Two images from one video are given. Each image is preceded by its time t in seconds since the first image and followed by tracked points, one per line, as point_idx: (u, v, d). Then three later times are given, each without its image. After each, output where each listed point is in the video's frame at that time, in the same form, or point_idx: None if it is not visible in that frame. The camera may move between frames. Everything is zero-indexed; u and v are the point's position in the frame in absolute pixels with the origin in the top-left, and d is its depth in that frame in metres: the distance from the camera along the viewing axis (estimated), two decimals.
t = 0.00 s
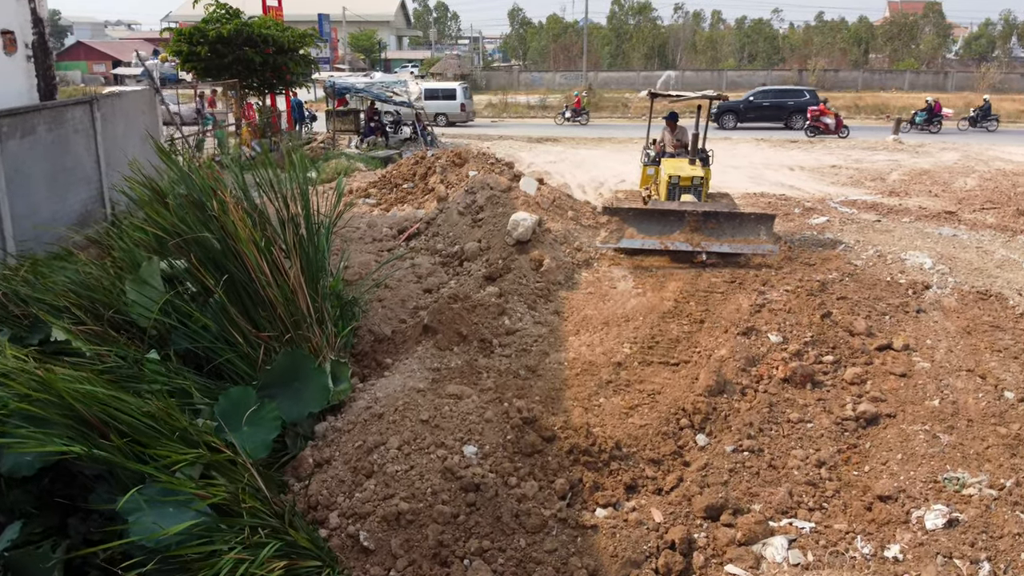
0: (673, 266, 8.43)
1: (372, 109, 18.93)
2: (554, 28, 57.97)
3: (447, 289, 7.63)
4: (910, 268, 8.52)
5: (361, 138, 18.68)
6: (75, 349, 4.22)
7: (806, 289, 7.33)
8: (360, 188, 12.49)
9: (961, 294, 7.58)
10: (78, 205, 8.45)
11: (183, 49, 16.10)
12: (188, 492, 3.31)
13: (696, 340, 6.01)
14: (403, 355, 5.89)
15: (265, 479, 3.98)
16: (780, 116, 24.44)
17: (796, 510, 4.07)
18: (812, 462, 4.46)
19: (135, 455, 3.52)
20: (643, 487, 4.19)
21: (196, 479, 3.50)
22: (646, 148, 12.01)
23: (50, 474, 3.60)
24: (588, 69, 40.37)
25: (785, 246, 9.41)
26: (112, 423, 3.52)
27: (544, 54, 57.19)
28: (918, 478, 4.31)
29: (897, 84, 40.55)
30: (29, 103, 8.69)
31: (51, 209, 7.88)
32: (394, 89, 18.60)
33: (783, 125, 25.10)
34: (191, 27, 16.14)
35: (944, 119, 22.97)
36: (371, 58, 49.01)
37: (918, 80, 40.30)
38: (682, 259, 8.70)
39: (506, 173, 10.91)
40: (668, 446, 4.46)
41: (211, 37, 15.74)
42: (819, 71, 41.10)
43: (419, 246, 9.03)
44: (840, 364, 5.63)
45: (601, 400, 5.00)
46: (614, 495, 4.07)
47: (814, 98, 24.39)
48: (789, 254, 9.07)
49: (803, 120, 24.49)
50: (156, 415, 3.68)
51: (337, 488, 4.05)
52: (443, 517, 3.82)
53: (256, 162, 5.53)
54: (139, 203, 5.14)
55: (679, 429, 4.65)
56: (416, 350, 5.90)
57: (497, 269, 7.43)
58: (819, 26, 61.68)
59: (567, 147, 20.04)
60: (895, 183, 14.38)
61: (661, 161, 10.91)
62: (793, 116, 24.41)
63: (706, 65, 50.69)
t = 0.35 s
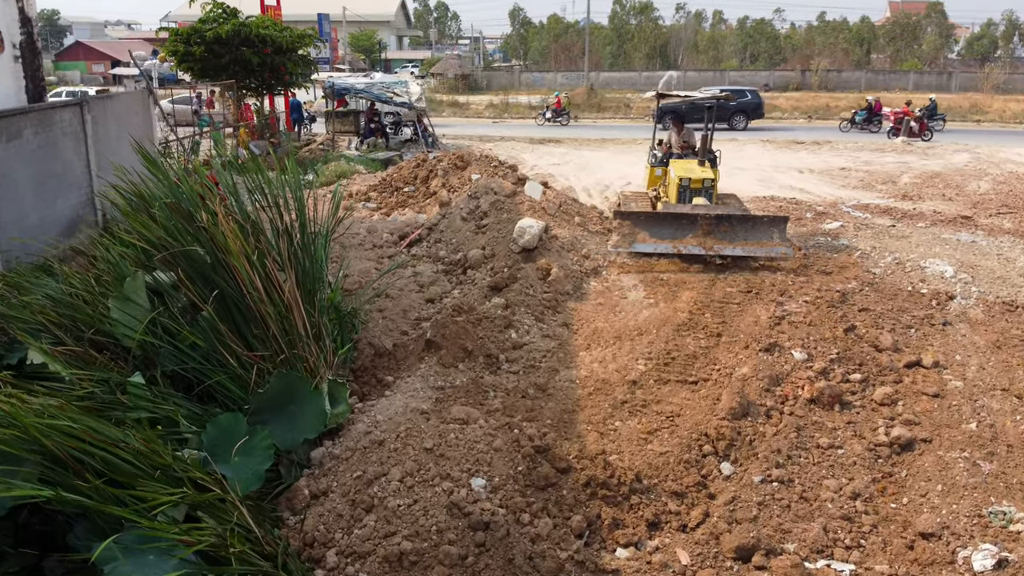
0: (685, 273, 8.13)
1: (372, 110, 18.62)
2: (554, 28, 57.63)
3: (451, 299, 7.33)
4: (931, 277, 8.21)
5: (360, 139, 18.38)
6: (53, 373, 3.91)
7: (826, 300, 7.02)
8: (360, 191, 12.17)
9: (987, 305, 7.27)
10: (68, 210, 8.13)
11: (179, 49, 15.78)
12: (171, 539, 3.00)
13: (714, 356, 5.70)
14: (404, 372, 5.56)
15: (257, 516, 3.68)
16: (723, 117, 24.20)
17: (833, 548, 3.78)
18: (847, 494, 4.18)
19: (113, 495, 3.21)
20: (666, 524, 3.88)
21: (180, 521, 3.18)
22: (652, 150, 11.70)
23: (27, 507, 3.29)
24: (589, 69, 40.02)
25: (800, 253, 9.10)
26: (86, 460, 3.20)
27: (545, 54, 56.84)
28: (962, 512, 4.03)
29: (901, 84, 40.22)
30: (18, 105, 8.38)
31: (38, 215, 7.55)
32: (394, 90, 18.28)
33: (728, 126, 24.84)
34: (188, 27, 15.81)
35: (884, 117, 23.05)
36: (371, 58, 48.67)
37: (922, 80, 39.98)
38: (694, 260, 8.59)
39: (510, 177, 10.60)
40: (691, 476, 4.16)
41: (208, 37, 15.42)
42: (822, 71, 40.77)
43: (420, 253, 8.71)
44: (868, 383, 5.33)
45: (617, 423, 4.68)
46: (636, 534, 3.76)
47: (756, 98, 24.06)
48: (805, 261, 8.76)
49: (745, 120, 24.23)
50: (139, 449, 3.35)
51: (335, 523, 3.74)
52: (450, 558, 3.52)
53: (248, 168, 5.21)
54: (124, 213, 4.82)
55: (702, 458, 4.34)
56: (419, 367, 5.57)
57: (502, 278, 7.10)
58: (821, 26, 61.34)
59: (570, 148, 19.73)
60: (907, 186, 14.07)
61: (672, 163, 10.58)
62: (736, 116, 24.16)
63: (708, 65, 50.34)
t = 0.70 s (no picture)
0: (704, 280, 7.85)
1: (375, 111, 18.34)
2: (556, 28, 57.29)
3: (462, 309, 7.04)
4: (959, 285, 7.94)
5: (364, 141, 18.09)
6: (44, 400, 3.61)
7: (855, 311, 6.75)
8: (365, 194, 11.88)
9: (1021, 316, 7.00)
10: (64, 217, 7.84)
11: (179, 49, 15.50)
12: None
13: (743, 372, 5.41)
14: (417, 390, 5.24)
15: (264, 554, 3.42)
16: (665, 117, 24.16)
17: None
18: (897, 528, 3.94)
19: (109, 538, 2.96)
20: (707, 564, 3.61)
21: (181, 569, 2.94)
22: (665, 150, 11.42)
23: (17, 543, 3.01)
24: (591, 69, 39.65)
25: (821, 260, 8.83)
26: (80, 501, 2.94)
27: (547, 54, 56.50)
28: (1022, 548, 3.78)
29: (905, 84, 39.90)
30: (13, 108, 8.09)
31: (34, 223, 7.25)
32: (399, 91, 17.94)
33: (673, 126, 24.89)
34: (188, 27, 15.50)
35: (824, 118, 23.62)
36: (371, 58, 48.33)
37: (927, 80, 39.66)
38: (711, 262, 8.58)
39: (520, 181, 10.31)
40: (732, 510, 3.91)
41: (210, 37, 15.11)
42: (826, 71, 40.47)
43: (429, 260, 8.42)
44: (908, 403, 5.08)
45: (647, 448, 4.40)
46: None
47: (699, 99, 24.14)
48: (827, 269, 8.49)
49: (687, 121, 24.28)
50: (138, 487, 3.09)
51: (349, 562, 3.46)
52: None
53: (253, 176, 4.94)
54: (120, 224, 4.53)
55: (740, 489, 4.08)
56: (433, 385, 5.24)
57: (516, 288, 6.79)
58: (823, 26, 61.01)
59: (576, 150, 19.44)
60: (922, 189, 13.79)
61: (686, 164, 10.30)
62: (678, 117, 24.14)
63: (710, 65, 50.00)
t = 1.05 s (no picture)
0: (720, 286, 7.60)
1: (377, 111, 18.06)
2: (557, 28, 56.94)
3: (469, 318, 6.77)
4: (982, 292, 7.69)
5: (365, 142, 17.80)
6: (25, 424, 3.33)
7: (879, 320, 6.49)
8: (368, 197, 11.59)
9: None
10: (56, 221, 7.54)
11: (178, 48, 15.17)
12: None
13: (768, 387, 5.15)
14: (424, 407, 4.93)
15: None
16: (610, 116, 23.92)
17: None
18: (942, 560, 3.68)
19: None
20: None
21: None
22: (673, 149, 11.16)
23: None
24: (594, 69, 39.32)
25: (838, 265, 8.58)
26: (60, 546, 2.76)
27: (548, 54, 56.16)
28: None
29: (909, 84, 39.61)
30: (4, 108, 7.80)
31: (24, 229, 6.95)
32: (400, 91, 17.65)
33: (617, 126, 24.67)
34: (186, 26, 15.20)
35: (765, 117, 23.58)
36: (372, 58, 48.01)
37: (930, 80, 39.36)
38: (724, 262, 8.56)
39: (526, 183, 10.05)
40: (766, 541, 3.68)
41: (209, 36, 14.82)
42: (829, 71, 40.19)
43: (434, 266, 8.15)
44: (943, 421, 4.82)
45: (672, 473, 4.15)
46: None
47: (642, 100, 23.91)
48: (845, 274, 8.23)
49: (632, 121, 24.04)
50: (124, 527, 2.91)
51: None
52: None
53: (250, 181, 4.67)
54: (109, 235, 4.26)
55: (773, 518, 3.85)
56: (440, 402, 4.94)
57: (525, 297, 6.50)
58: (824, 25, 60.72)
59: (580, 150, 19.16)
60: (935, 191, 13.54)
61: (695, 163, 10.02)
62: (622, 116, 23.93)
63: (712, 65, 49.66)
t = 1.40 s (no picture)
0: (732, 295, 7.36)
1: (377, 112, 17.81)
2: (558, 28, 56.64)
3: (474, 330, 6.53)
4: (1003, 301, 7.45)
5: (365, 143, 17.56)
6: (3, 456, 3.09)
7: (901, 332, 6.25)
8: (367, 202, 11.27)
9: None
10: (47, 228, 7.28)
11: (175, 49, 14.83)
12: None
13: (790, 407, 4.91)
14: (427, 428, 4.65)
15: None
16: (554, 116, 23.90)
17: None
18: None
19: None
20: None
21: None
22: (678, 149, 10.91)
23: None
24: (595, 70, 39.04)
25: (852, 272, 8.34)
26: None
27: (548, 54, 55.89)
28: None
29: (912, 85, 39.29)
30: None
31: (12, 237, 6.70)
32: (401, 92, 17.42)
33: (560, 126, 24.64)
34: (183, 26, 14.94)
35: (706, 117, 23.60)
36: (372, 58, 47.75)
37: (934, 81, 39.04)
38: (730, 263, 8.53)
39: (531, 188, 9.81)
40: None
41: (207, 37, 14.56)
42: (832, 71, 39.94)
43: (436, 274, 7.90)
44: (975, 444, 4.58)
45: (691, 503, 3.93)
46: None
47: (586, 100, 23.87)
48: (860, 281, 7.99)
49: (575, 121, 24.00)
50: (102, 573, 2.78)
51: None
52: None
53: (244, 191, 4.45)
54: (94, 248, 4.03)
55: (800, 552, 3.65)
56: (445, 421, 4.67)
57: (533, 308, 6.24)
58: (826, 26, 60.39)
59: (583, 152, 18.91)
60: (946, 195, 13.30)
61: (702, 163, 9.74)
62: (565, 116, 23.90)
63: (714, 65, 49.31)
